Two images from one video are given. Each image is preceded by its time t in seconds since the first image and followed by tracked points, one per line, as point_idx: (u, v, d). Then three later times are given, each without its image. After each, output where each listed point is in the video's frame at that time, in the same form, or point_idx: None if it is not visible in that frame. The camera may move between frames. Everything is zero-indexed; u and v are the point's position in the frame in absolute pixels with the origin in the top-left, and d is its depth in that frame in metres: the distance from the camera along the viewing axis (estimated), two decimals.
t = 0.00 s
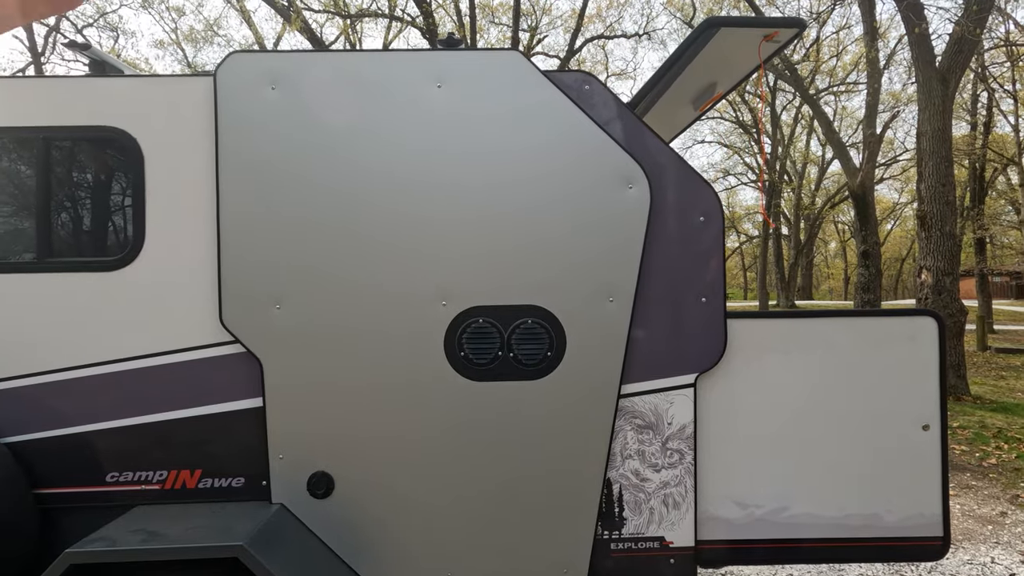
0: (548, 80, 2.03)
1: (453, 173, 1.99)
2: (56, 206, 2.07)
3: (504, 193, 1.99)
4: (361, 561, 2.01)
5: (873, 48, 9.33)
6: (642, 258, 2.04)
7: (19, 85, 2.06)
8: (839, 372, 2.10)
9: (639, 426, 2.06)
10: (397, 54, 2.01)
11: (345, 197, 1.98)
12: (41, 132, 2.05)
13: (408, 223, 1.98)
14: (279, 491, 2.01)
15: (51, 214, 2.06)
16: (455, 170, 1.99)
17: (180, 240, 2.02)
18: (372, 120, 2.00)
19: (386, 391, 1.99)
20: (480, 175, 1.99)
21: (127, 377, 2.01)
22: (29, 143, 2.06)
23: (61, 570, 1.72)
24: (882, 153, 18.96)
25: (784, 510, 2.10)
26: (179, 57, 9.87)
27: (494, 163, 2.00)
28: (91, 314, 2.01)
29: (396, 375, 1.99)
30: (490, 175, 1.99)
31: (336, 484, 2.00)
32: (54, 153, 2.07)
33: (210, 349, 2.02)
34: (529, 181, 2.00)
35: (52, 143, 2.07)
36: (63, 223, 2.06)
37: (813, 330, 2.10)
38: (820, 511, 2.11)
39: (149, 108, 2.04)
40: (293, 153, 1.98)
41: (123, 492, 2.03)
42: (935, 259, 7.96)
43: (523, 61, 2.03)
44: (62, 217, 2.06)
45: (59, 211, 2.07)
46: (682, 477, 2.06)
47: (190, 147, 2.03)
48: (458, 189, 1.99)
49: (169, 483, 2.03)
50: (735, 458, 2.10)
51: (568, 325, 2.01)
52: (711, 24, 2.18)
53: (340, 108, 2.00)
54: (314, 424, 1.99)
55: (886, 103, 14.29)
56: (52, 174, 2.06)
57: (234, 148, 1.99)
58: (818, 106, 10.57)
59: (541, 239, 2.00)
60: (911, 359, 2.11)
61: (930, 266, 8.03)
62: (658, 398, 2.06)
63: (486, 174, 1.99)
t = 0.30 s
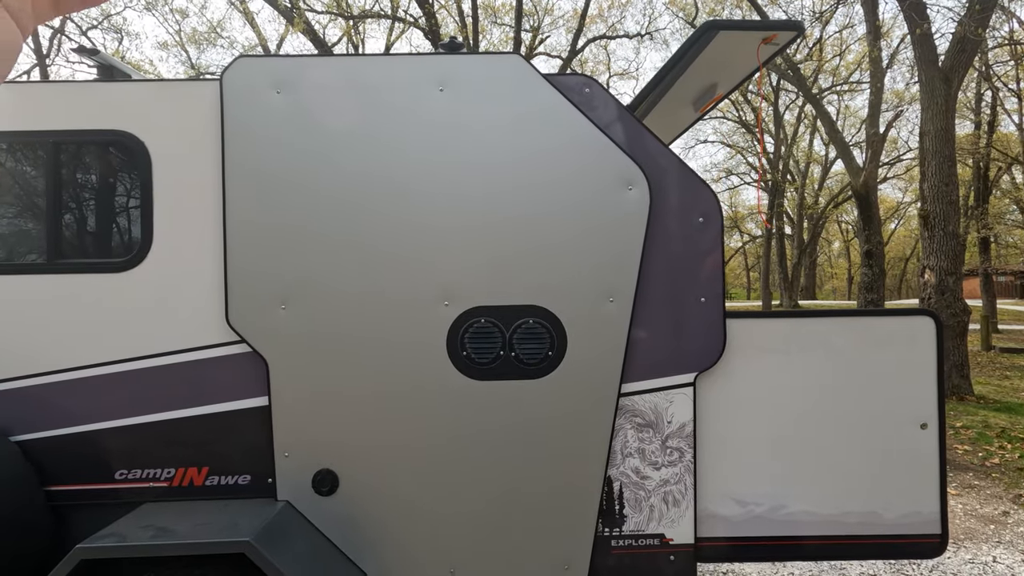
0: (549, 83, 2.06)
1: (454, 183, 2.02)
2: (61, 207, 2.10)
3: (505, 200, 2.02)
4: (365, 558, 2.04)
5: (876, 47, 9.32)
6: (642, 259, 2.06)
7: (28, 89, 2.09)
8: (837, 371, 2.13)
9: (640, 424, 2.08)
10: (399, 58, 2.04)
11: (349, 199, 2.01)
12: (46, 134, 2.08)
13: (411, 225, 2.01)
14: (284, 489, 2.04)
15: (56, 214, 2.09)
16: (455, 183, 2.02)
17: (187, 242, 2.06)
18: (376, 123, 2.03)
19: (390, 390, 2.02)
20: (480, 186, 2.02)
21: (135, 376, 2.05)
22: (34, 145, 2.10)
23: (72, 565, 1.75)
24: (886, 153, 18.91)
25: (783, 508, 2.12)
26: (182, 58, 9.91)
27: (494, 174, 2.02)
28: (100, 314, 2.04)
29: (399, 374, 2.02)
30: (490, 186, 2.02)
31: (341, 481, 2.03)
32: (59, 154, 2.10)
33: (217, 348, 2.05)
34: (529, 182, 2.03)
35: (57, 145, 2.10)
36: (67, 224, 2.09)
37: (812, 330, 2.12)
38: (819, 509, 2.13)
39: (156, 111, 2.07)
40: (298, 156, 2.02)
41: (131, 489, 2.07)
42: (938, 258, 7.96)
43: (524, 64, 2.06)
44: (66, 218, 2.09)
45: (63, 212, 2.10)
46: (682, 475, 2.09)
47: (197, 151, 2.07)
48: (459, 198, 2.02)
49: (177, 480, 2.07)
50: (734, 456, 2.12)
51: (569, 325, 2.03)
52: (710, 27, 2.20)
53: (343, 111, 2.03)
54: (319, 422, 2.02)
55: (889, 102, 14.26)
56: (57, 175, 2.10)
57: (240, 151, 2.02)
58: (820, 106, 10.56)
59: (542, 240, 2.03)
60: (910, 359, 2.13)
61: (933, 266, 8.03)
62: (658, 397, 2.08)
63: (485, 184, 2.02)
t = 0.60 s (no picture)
0: (549, 82, 2.06)
1: (456, 186, 2.03)
2: (65, 208, 2.12)
3: (506, 202, 2.03)
4: (367, 557, 2.04)
5: (879, 46, 9.29)
6: (642, 258, 2.07)
7: (32, 90, 2.11)
8: (837, 370, 2.13)
9: (640, 423, 2.09)
10: (400, 58, 2.05)
11: (350, 199, 2.02)
12: (50, 135, 2.10)
13: (411, 224, 2.02)
14: (286, 488, 2.05)
15: (60, 215, 2.10)
16: (458, 187, 2.02)
17: (189, 242, 2.07)
18: (376, 124, 2.03)
19: (391, 389, 2.03)
20: (481, 189, 2.03)
21: (138, 375, 2.06)
22: (39, 146, 2.11)
23: (76, 562, 1.77)
24: (889, 151, 18.84)
25: (784, 507, 2.12)
26: (186, 60, 9.94)
27: (495, 178, 2.03)
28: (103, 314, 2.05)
29: (400, 373, 2.03)
30: (492, 191, 2.03)
31: (342, 480, 2.04)
32: (63, 156, 2.12)
33: (219, 348, 2.06)
34: (529, 182, 2.04)
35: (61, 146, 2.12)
36: (71, 225, 2.10)
37: (813, 329, 2.12)
38: (819, 508, 2.13)
39: (159, 113, 2.09)
40: (299, 157, 2.03)
41: (134, 488, 2.08)
42: (942, 258, 7.89)
43: (524, 64, 2.07)
44: (71, 219, 2.11)
45: (67, 213, 2.11)
46: (683, 474, 2.09)
47: (199, 151, 2.08)
48: (461, 200, 2.02)
49: (180, 479, 2.08)
50: (735, 454, 2.13)
51: (569, 324, 2.04)
52: (711, 27, 2.20)
53: (344, 112, 2.04)
54: (320, 422, 2.03)
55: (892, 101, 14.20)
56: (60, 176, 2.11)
57: (241, 152, 2.03)
58: (823, 105, 10.52)
59: (542, 240, 2.04)
60: (910, 358, 2.13)
61: (937, 265, 7.94)
62: (658, 395, 2.09)
63: (485, 187, 2.03)
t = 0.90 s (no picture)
0: (548, 81, 2.06)
1: (458, 186, 2.03)
2: (69, 208, 2.13)
3: (505, 201, 2.03)
4: (366, 555, 2.05)
5: (881, 45, 9.27)
6: (641, 257, 2.07)
7: (32, 89, 2.12)
8: (837, 369, 2.13)
9: (639, 422, 2.09)
10: (399, 58, 2.05)
11: (350, 198, 2.02)
12: (55, 136, 2.11)
13: (411, 224, 2.02)
14: (286, 487, 2.06)
15: (65, 216, 2.11)
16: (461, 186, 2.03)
17: (189, 241, 2.07)
18: (375, 123, 2.04)
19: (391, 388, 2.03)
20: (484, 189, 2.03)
21: (139, 374, 2.07)
22: (44, 146, 2.12)
23: (77, 560, 1.77)
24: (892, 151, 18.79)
25: (784, 506, 2.12)
26: (188, 60, 9.95)
27: (495, 179, 2.03)
28: (104, 313, 2.06)
29: (400, 372, 2.03)
30: (495, 192, 2.03)
31: (342, 479, 2.04)
32: (67, 156, 2.12)
33: (219, 347, 2.07)
34: (529, 181, 2.04)
35: (66, 147, 2.13)
36: (75, 225, 2.11)
37: (813, 328, 2.12)
38: (819, 507, 2.13)
39: (159, 113, 2.09)
40: (298, 156, 2.03)
41: (134, 486, 2.09)
42: (944, 257, 7.87)
43: (524, 64, 2.07)
44: (76, 219, 2.12)
45: (72, 213, 2.12)
46: (682, 473, 2.09)
47: (200, 151, 2.09)
48: (464, 200, 2.03)
49: (180, 478, 2.08)
50: (734, 453, 2.13)
51: (568, 323, 2.04)
52: (711, 25, 2.20)
53: (344, 111, 2.04)
54: (320, 421, 2.04)
55: (895, 101, 14.16)
56: (65, 177, 2.12)
57: (242, 151, 2.03)
58: (826, 104, 10.50)
59: (541, 239, 2.04)
60: (910, 357, 2.13)
61: (939, 265, 7.95)
62: (658, 394, 2.09)
63: (485, 186, 2.03)
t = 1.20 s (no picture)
0: (547, 82, 2.07)
1: (458, 186, 2.03)
2: (73, 209, 2.14)
3: (506, 201, 2.04)
4: (366, 554, 2.05)
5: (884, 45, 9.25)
6: (641, 257, 2.07)
7: (35, 90, 2.13)
8: (836, 369, 2.13)
9: (639, 421, 2.09)
10: (399, 58, 2.06)
11: (351, 199, 2.03)
12: (58, 136, 2.11)
13: (411, 223, 2.03)
14: (287, 486, 2.07)
15: (68, 216, 2.13)
16: (462, 187, 2.03)
17: (191, 241, 2.08)
18: (376, 124, 2.04)
19: (391, 387, 2.04)
20: (485, 190, 2.04)
21: (141, 373, 2.08)
22: (47, 147, 2.13)
23: (79, 558, 1.79)
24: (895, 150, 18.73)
25: (784, 505, 2.12)
26: (191, 61, 9.96)
27: (495, 179, 2.04)
28: (106, 312, 2.07)
29: (400, 371, 2.03)
30: (495, 192, 2.04)
31: (342, 478, 2.05)
32: (70, 157, 2.14)
33: (220, 346, 2.07)
34: (528, 181, 2.04)
35: (69, 147, 2.14)
36: (78, 225, 2.13)
37: (813, 327, 2.12)
38: (819, 506, 2.13)
39: (161, 113, 2.10)
40: (299, 156, 2.04)
41: (136, 485, 2.10)
42: (947, 256, 7.85)
43: (523, 63, 2.07)
44: (79, 220, 2.13)
45: (75, 213, 2.13)
46: (682, 472, 2.10)
47: (201, 151, 2.09)
48: (465, 201, 2.03)
49: (181, 476, 2.09)
50: (734, 452, 2.13)
51: (568, 322, 2.05)
52: (711, 25, 2.20)
53: (343, 111, 2.05)
54: (320, 420, 2.04)
55: (897, 100, 14.13)
56: (68, 177, 2.13)
57: (243, 151, 2.04)
58: (828, 103, 10.48)
59: (541, 239, 2.04)
60: (910, 356, 2.12)
61: (942, 264, 7.93)
62: (658, 394, 2.09)
63: (485, 186, 2.04)
